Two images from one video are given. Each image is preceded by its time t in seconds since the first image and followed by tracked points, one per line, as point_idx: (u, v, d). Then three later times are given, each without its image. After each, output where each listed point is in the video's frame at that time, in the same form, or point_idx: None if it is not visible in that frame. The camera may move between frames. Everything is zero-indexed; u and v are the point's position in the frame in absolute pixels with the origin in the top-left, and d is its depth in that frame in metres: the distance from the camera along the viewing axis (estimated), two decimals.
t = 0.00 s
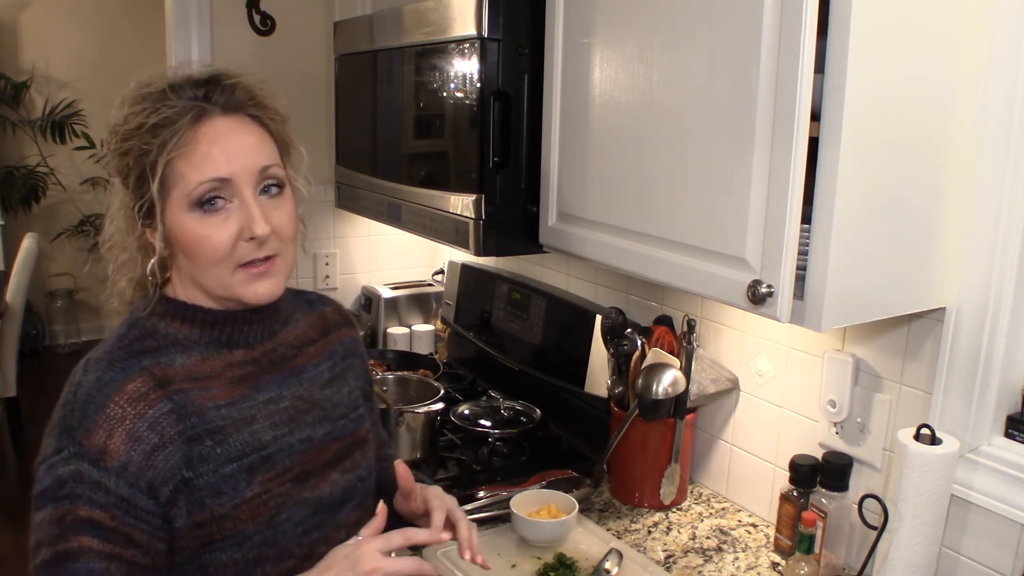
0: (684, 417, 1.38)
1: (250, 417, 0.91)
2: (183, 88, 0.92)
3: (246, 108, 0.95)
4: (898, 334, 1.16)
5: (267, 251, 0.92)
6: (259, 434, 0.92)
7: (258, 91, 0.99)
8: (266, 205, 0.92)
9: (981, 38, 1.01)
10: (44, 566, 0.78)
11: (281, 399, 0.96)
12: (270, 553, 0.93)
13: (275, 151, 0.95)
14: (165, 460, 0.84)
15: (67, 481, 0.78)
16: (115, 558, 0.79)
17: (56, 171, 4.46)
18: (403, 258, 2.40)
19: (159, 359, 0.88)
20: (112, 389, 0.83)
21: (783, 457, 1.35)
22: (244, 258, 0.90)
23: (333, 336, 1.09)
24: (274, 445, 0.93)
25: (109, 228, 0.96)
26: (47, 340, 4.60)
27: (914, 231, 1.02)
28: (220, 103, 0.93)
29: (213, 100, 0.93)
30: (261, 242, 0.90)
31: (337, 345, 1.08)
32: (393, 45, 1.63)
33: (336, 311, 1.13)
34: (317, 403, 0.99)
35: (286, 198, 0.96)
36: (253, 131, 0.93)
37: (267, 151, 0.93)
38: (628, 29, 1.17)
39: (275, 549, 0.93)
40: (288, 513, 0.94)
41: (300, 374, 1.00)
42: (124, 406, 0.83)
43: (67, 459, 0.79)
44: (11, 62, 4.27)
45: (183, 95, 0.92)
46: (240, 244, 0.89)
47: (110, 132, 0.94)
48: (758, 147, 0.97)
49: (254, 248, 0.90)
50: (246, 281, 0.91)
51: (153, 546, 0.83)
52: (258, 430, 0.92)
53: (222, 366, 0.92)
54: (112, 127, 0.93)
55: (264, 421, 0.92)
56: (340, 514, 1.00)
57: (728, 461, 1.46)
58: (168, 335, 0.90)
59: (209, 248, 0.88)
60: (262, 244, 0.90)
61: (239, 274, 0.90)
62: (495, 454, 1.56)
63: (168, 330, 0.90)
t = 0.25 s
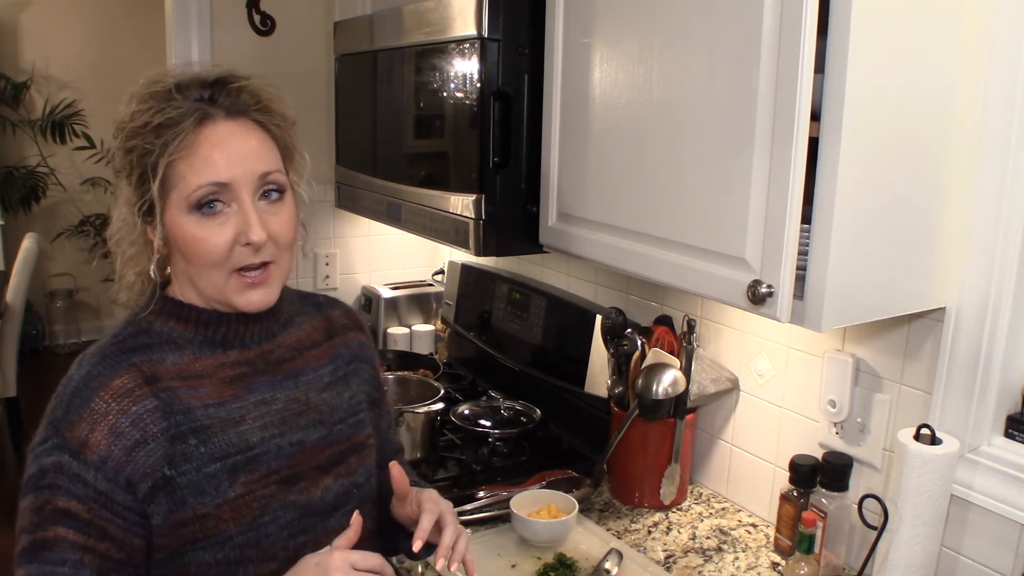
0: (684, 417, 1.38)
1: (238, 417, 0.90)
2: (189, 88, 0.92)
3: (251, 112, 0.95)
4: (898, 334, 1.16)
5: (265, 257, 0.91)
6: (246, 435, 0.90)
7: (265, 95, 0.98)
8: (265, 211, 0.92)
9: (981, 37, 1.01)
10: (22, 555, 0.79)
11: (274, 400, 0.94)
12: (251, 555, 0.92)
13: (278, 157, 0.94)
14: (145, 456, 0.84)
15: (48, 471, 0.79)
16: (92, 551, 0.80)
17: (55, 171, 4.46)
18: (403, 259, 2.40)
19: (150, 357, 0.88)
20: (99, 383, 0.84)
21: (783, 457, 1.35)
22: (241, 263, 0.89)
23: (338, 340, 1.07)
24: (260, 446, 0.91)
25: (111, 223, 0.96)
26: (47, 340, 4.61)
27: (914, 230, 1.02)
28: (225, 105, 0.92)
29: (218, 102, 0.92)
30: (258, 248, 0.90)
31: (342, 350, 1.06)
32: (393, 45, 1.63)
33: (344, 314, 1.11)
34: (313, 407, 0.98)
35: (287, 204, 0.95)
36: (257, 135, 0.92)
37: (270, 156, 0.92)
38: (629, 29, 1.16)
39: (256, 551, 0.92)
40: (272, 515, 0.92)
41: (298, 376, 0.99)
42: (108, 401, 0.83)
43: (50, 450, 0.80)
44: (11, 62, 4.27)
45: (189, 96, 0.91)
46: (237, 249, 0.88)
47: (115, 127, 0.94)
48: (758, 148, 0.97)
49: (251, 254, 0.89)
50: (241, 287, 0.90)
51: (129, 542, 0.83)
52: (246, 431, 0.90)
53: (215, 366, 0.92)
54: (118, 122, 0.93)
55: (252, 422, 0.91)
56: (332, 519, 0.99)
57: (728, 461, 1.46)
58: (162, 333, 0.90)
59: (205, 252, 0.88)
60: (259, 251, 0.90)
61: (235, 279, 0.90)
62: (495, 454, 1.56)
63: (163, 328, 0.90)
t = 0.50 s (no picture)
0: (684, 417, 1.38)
1: (234, 418, 0.90)
2: (191, 88, 0.92)
3: (250, 112, 0.95)
4: (898, 334, 1.16)
5: (262, 255, 0.91)
6: (241, 437, 0.90)
7: (266, 95, 0.98)
8: (264, 210, 0.92)
9: (982, 38, 1.01)
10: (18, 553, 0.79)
11: (271, 402, 0.94)
12: (245, 557, 0.91)
13: (278, 155, 0.95)
14: (141, 456, 0.84)
15: (44, 470, 0.79)
16: (87, 550, 0.80)
17: (55, 171, 4.46)
18: (403, 259, 2.40)
19: (147, 357, 0.88)
20: (96, 382, 0.84)
21: (783, 457, 1.35)
22: (238, 261, 0.89)
23: (340, 341, 1.07)
24: (256, 448, 0.91)
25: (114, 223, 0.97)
26: (47, 340, 4.61)
27: (914, 231, 1.02)
28: (225, 105, 0.92)
29: (218, 102, 0.92)
30: (255, 247, 0.90)
31: (344, 351, 1.06)
32: (393, 45, 1.63)
33: (348, 316, 1.11)
34: (311, 409, 0.98)
35: (287, 204, 0.95)
36: (256, 134, 0.93)
37: (268, 154, 0.93)
38: (628, 29, 1.17)
39: (251, 553, 0.91)
40: (266, 518, 0.92)
41: (297, 378, 0.98)
42: (105, 400, 0.83)
43: (47, 448, 0.80)
44: (11, 62, 4.28)
45: (190, 95, 0.91)
46: (233, 247, 0.88)
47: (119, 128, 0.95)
48: (758, 148, 0.97)
49: (248, 253, 0.89)
50: (239, 285, 0.90)
51: (124, 541, 0.83)
52: (241, 432, 0.90)
53: (212, 367, 0.92)
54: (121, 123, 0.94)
55: (249, 423, 0.91)
56: (329, 523, 0.99)
57: (728, 461, 1.46)
58: (160, 332, 0.90)
59: (203, 249, 0.88)
60: (256, 249, 0.90)
61: (232, 278, 0.90)
62: (495, 454, 1.56)
63: (161, 327, 0.90)
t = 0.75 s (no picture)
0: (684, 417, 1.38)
1: (238, 421, 0.90)
2: (186, 90, 0.93)
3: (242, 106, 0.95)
4: (898, 334, 1.16)
5: (255, 242, 0.91)
6: (246, 439, 0.90)
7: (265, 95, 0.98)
8: (255, 198, 0.92)
9: (982, 38, 1.01)
10: (21, 554, 0.79)
11: (274, 404, 0.94)
12: (248, 559, 0.91)
13: (269, 147, 0.95)
14: (146, 459, 0.84)
15: (49, 472, 0.79)
16: (90, 552, 0.80)
17: (55, 171, 4.46)
18: (403, 259, 2.40)
19: (152, 358, 0.88)
20: (101, 384, 0.84)
21: (783, 457, 1.35)
22: (230, 248, 0.89)
23: (340, 342, 1.07)
24: (260, 450, 0.91)
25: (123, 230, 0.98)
26: (47, 340, 4.61)
27: (914, 231, 1.02)
28: (213, 99, 0.93)
29: (209, 100, 0.93)
30: (246, 233, 0.89)
31: (345, 352, 1.06)
32: (393, 45, 1.63)
33: (348, 317, 1.11)
34: (314, 410, 0.97)
35: (281, 195, 0.95)
36: (246, 124, 0.94)
37: (258, 142, 0.93)
38: (628, 29, 1.17)
39: (254, 555, 0.91)
40: (269, 520, 0.92)
41: (298, 379, 0.98)
42: (110, 403, 0.83)
43: (51, 450, 0.80)
44: (11, 62, 4.27)
45: (183, 96, 0.92)
46: (225, 233, 0.88)
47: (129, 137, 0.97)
48: (758, 147, 0.97)
49: (239, 238, 0.89)
50: (234, 271, 0.89)
51: (129, 545, 0.83)
52: (246, 435, 0.90)
53: (217, 369, 0.91)
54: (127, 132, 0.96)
55: (253, 426, 0.91)
56: (330, 524, 0.98)
57: (728, 461, 1.46)
58: (165, 334, 0.90)
59: (195, 238, 0.88)
60: (247, 235, 0.89)
61: (227, 264, 0.89)
62: (495, 454, 1.56)
63: (165, 328, 0.90)
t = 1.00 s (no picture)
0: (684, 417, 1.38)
1: (237, 417, 0.90)
2: (177, 92, 0.93)
3: (231, 106, 0.94)
4: (898, 334, 1.16)
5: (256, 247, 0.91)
6: (245, 436, 0.90)
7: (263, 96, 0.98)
8: (253, 201, 0.92)
9: (982, 39, 1.01)
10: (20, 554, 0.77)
11: (272, 402, 0.94)
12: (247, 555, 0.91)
13: (265, 148, 0.95)
14: (145, 454, 0.83)
15: (49, 469, 0.78)
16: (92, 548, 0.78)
17: (56, 171, 4.46)
18: (403, 259, 2.40)
19: (150, 356, 0.88)
20: (99, 381, 0.83)
21: (783, 457, 1.35)
22: (230, 254, 0.89)
23: (339, 342, 1.06)
24: (259, 447, 0.91)
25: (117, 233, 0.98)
26: (47, 340, 4.61)
27: (914, 232, 1.02)
28: (207, 102, 0.93)
29: (202, 102, 0.93)
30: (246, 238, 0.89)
31: (343, 352, 1.06)
32: (393, 45, 1.63)
33: (345, 317, 1.11)
34: (312, 408, 0.97)
35: (278, 196, 0.95)
36: (241, 127, 0.93)
37: (253, 144, 0.93)
38: (629, 29, 1.17)
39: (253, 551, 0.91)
40: (268, 516, 0.92)
41: (297, 378, 0.98)
42: (109, 398, 0.83)
43: (51, 447, 0.79)
44: (11, 62, 4.27)
45: (177, 98, 0.92)
46: (225, 239, 0.88)
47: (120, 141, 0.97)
48: (758, 148, 0.97)
49: (240, 244, 0.89)
50: (235, 276, 0.90)
51: (129, 538, 0.82)
52: (244, 431, 0.90)
53: (214, 366, 0.91)
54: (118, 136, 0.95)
55: (251, 423, 0.91)
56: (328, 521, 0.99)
57: (728, 461, 1.46)
58: (163, 332, 0.90)
59: (195, 244, 0.88)
60: (247, 241, 0.89)
61: (227, 269, 0.89)
62: (495, 454, 1.56)
63: (164, 326, 0.90)
